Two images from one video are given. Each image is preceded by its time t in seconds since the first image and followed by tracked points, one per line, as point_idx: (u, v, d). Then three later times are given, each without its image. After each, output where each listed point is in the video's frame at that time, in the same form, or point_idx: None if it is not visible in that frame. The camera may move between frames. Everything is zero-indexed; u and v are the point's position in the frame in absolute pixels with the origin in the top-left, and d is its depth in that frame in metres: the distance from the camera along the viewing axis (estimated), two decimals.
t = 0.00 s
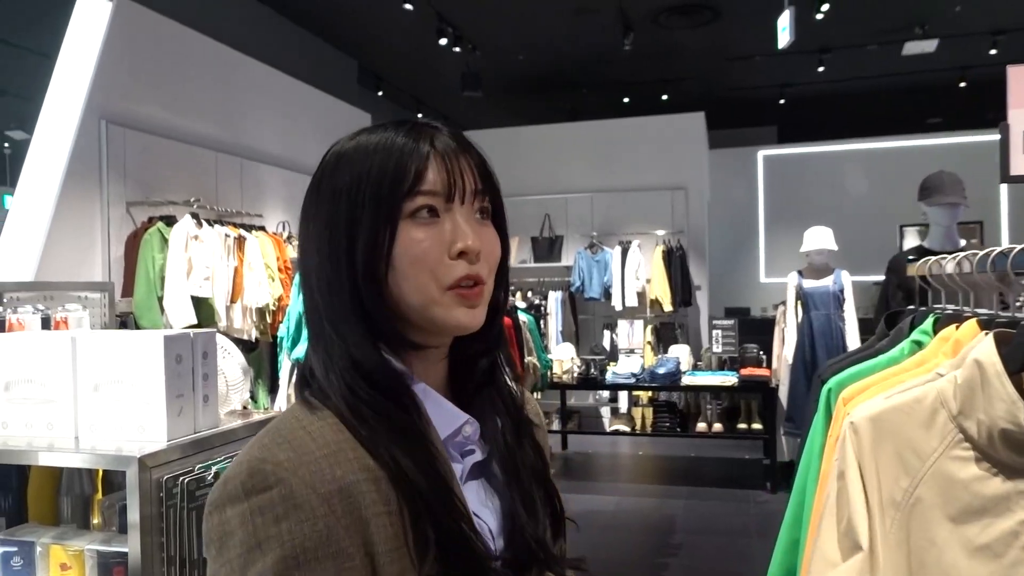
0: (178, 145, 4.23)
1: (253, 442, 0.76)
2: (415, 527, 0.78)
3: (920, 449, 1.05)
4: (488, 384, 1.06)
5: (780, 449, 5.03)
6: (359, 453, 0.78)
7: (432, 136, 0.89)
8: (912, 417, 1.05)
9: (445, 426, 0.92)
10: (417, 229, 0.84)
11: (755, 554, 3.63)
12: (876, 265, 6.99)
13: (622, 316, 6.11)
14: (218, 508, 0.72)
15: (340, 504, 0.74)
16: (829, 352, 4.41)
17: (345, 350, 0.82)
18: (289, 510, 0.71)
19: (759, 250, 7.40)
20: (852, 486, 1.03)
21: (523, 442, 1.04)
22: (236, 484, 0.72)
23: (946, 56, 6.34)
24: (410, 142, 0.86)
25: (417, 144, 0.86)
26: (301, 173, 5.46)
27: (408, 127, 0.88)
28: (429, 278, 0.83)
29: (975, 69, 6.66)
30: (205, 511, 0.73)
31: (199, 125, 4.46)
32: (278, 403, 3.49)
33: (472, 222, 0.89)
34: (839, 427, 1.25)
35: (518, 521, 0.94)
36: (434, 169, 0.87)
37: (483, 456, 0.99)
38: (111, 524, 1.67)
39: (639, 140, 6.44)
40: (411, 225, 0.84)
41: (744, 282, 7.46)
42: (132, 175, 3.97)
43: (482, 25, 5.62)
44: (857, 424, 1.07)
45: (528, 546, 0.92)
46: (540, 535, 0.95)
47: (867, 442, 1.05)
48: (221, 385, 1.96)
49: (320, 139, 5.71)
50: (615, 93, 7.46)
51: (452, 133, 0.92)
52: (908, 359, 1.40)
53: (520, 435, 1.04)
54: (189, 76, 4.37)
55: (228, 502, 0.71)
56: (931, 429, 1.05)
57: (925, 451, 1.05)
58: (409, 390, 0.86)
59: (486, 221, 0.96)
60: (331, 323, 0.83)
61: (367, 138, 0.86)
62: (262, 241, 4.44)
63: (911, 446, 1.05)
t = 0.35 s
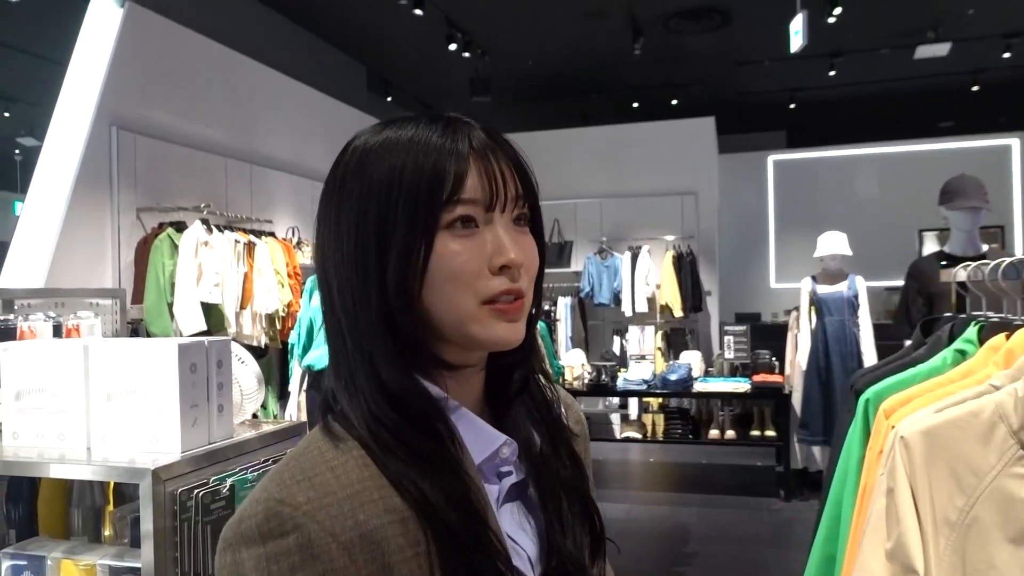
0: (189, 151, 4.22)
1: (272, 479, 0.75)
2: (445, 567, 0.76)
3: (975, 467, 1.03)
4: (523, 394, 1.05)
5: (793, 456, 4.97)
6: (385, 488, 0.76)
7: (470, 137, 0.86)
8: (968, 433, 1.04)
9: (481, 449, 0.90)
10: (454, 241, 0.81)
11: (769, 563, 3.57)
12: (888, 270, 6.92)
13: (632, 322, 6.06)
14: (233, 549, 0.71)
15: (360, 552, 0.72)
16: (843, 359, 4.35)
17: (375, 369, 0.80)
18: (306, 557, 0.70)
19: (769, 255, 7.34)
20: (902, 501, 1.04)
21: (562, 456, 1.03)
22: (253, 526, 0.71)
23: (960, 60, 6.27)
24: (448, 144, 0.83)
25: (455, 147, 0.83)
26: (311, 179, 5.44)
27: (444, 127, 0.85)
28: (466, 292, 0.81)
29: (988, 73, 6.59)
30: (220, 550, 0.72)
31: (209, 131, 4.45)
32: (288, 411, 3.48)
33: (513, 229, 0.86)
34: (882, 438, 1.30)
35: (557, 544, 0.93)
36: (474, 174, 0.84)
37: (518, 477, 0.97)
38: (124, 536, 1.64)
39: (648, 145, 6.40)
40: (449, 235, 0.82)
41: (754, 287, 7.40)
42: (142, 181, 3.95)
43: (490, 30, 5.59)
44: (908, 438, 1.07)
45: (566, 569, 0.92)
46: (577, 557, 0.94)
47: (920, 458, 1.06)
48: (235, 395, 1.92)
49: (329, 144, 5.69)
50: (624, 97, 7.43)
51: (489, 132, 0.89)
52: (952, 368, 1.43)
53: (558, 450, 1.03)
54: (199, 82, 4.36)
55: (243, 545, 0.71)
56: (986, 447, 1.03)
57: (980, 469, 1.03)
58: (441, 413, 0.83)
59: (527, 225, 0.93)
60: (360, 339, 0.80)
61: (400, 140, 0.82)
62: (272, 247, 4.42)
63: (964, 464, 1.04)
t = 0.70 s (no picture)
0: (138, 167, 4.07)
1: (277, 472, 0.76)
2: (446, 564, 0.75)
3: (973, 489, 1.07)
4: (523, 396, 1.05)
5: (755, 469, 4.99)
6: (384, 482, 0.76)
7: (451, 146, 0.86)
8: (966, 454, 1.08)
9: (481, 448, 0.90)
10: (443, 250, 0.82)
11: None
12: (842, 283, 7.06)
13: (594, 338, 6.05)
14: (239, 540, 0.71)
15: (361, 540, 0.72)
16: (802, 371, 4.39)
17: (369, 379, 0.80)
18: (307, 546, 0.70)
19: (727, 269, 7.43)
20: (893, 525, 1.09)
21: (563, 456, 1.02)
22: (257, 517, 0.71)
23: (906, 79, 6.46)
24: (427, 157, 0.83)
25: (437, 157, 0.83)
26: (267, 195, 5.32)
27: (423, 141, 0.85)
28: (456, 298, 0.81)
29: (932, 91, 6.81)
30: (225, 542, 0.73)
31: (159, 147, 4.31)
32: (243, 435, 3.36)
33: (500, 234, 0.86)
34: (870, 459, 1.33)
35: (562, 541, 0.92)
36: (457, 182, 0.84)
37: (519, 475, 0.96)
38: None
39: (607, 161, 6.42)
40: (435, 243, 0.82)
41: (713, 301, 7.47)
42: (88, 198, 3.80)
43: (449, 46, 5.56)
44: (903, 460, 1.10)
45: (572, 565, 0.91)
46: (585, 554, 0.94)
47: (917, 479, 1.09)
48: (186, 423, 1.82)
49: (285, 160, 5.57)
50: (582, 114, 7.46)
51: (474, 141, 0.89)
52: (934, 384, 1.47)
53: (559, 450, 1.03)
54: (150, 96, 4.23)
55: (247, 536, 0.71)
56: (984, 469, 1.07)
57: (978, 491, 1.07)
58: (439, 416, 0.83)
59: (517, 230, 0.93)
60: (354, 353, 0.81)
61: (382, 160, 0.83)
62: (226, 266, 4.28)
63: (963, 487, 1.07)
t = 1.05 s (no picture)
0: (137, 167, 4.07)
1: (283, 456, 0.77)
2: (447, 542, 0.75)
3: (974, 487, 1.08)
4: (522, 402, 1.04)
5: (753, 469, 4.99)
6: (385, 464, 0.76)
7: (468, 163, 0.86)
8: (968, 450, 1.09)
9: (477, 439, 0.90)
10: (445, 266, 0.83)
11: None
12: (840, 284, 7.07)
13: (592, 339, 6.05)
14: (246, 523, 0.72)
15: (365, 514, 0.72)
16: (800, 372, 4.40)
17: (367, 377, 0.81)
18: (312, 519, 0.70)
19: (725, 270, 7.44)
20: (896, 523, 1.10)
21: (560, 447, 1.02)
22: (264, 497, 0.72)
23: (903, 81, 6.48)
24: (443, 174, 0.83)
25: (453, 175, 0.84)
26: (265, 196, 5.32)
27: (442, 154, 0.85)
28: (453, 315, 0.83)
29: (929, 93, 6.82)
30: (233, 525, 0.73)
31: (158, 147, 4.31)
32: (242, 435, 3.36)
33: (501, 256, 0.88)
34: (871, 458, 1.34)
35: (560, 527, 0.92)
36: (468, 200, 0.85)
37: (515, 467, 0.96)
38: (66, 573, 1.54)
39: (606, 162, 6.43)
40: (438, 259, 0.83)
41: (711, 302, 7.48)
42: (87, 198, 3.80)
43: (448, 47, 5.57)
44: (905, 458, 1.11)
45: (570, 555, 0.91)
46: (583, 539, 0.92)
47: (919, 478, 1.10)
48: (188, 422, 1.83)
49: (283, 160, 5.57)
50: (581, 115, 7.47)
51: (489, 156, 0.90)
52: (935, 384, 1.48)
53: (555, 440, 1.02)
54: (149, 97, 4.23)
55: (254, 514, 0.71)
56: (985, 466, 1.08)
57: (979, 487, 1.08)
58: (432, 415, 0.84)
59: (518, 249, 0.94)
60: (352, 348, 0.82)
61: (398, 168, 0.83)
62: (224, 266, 4.27)
63: (964, 484, 1.08)
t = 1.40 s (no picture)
0: (135, 161, 4.06)
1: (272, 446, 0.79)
2: (430, 538, 0.78)
3: (971, 478, 1.08)
4: (520, 393, 1.06)
5: (750, 464, 5.01)
6: (372, 456, 0.79)
7: (471, 147, 0.88)
8: (966, 441, 1.09)
9: (471, 434, 0.92)
10: (453, 248, 0.84)
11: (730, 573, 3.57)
12: (837, 281, 7.08)
13: (590, 334, 6.05)
14: (234, 508, 0.75)
15: (346, 508, 0.74)
16: (797, 367, 4.40)
17: (380, 364, 0.82)
18: (295, 511, 0.72)
19: (722, 266, 7.44)
20: (893, 514, 1.10)
21: (555, 445, 1.04)
22: (250, 486, 0.75)
23: (901, 77, 6.48)
24: (448, 158, 0.84)
25: (456, 160, 0.85)
26: (263, 190, 5.31)
27: (444, 140, 0.86)
28: (463, 296, 0.84)
29: (927, 89, 6.83)
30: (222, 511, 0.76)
31: (156, 141, 4.30)
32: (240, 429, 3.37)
33: (508, 238, 0.89)
34: (869, 450, 1.34)
35: (547, 525, 0.94)
36: (473, 183, 0.86)
37: (508, 463, 0.99)
38: (64, 568, 1.58)
39: (603, 157, 6.43)
40: (448, 242, 0.84)
41: (708, 298, 7.48)
42: (84, 192, 3.79)
43: (446, 42, 5.56)
44: (903, 449, 1.11)
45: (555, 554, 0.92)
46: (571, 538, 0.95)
47: (916, 469, 1.10)
48: (186, 415, 1.83)
49: (280, 154, 5.56)
50: (579, 110, 7.46)
51: (492, 142, 0.91)
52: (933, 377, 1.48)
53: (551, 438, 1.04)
54: (146, 90, 4.22)
55: (240, 502, 0.74)
56: (983, 458, 1.09)
57: (976, 480, 1.08)
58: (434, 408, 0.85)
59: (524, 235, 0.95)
60: (366, 339, 0.83)
61: (402, 155, 0.84)
62: (222, 260, 4.27)
63: (962, 476, 1.09)
